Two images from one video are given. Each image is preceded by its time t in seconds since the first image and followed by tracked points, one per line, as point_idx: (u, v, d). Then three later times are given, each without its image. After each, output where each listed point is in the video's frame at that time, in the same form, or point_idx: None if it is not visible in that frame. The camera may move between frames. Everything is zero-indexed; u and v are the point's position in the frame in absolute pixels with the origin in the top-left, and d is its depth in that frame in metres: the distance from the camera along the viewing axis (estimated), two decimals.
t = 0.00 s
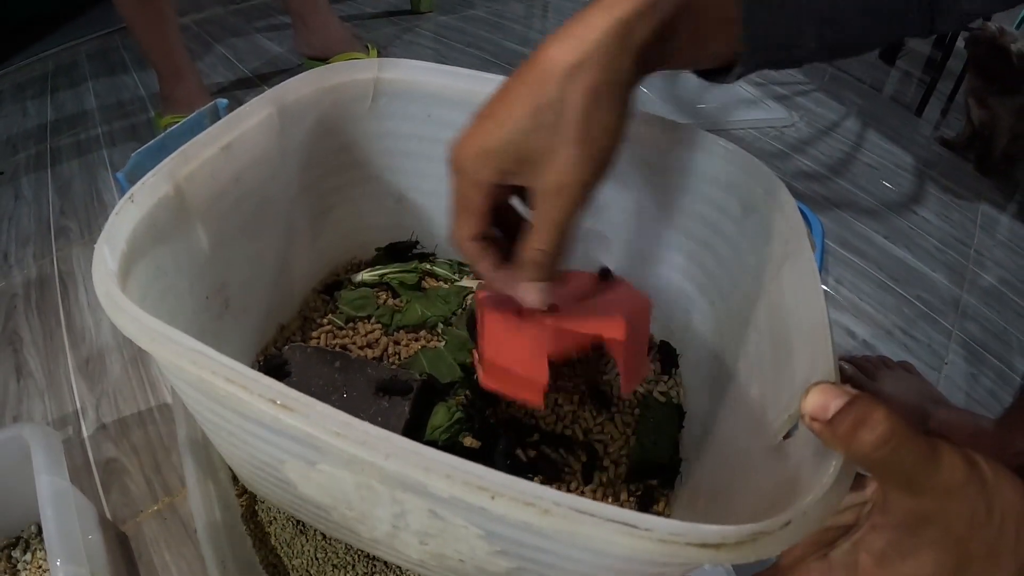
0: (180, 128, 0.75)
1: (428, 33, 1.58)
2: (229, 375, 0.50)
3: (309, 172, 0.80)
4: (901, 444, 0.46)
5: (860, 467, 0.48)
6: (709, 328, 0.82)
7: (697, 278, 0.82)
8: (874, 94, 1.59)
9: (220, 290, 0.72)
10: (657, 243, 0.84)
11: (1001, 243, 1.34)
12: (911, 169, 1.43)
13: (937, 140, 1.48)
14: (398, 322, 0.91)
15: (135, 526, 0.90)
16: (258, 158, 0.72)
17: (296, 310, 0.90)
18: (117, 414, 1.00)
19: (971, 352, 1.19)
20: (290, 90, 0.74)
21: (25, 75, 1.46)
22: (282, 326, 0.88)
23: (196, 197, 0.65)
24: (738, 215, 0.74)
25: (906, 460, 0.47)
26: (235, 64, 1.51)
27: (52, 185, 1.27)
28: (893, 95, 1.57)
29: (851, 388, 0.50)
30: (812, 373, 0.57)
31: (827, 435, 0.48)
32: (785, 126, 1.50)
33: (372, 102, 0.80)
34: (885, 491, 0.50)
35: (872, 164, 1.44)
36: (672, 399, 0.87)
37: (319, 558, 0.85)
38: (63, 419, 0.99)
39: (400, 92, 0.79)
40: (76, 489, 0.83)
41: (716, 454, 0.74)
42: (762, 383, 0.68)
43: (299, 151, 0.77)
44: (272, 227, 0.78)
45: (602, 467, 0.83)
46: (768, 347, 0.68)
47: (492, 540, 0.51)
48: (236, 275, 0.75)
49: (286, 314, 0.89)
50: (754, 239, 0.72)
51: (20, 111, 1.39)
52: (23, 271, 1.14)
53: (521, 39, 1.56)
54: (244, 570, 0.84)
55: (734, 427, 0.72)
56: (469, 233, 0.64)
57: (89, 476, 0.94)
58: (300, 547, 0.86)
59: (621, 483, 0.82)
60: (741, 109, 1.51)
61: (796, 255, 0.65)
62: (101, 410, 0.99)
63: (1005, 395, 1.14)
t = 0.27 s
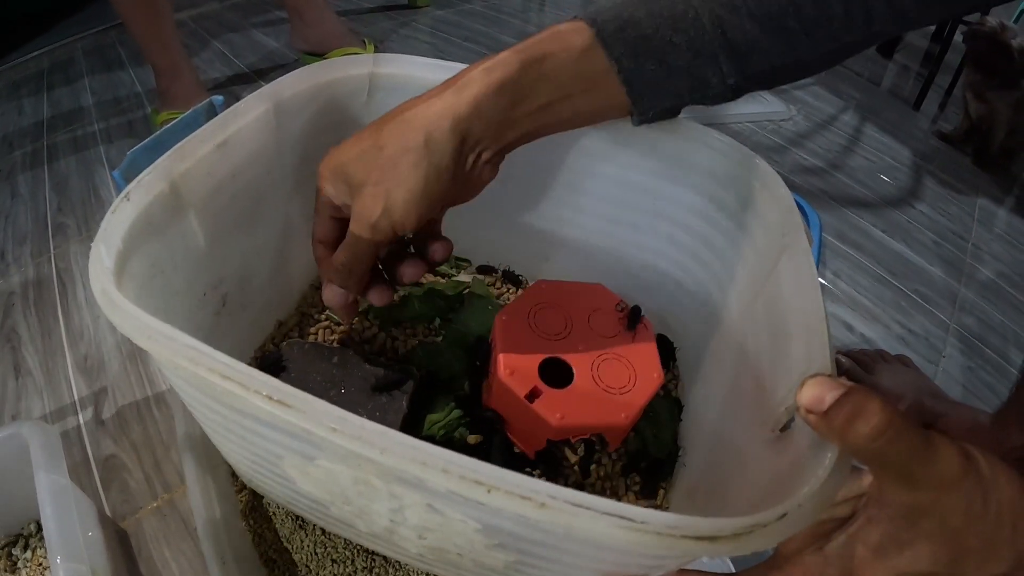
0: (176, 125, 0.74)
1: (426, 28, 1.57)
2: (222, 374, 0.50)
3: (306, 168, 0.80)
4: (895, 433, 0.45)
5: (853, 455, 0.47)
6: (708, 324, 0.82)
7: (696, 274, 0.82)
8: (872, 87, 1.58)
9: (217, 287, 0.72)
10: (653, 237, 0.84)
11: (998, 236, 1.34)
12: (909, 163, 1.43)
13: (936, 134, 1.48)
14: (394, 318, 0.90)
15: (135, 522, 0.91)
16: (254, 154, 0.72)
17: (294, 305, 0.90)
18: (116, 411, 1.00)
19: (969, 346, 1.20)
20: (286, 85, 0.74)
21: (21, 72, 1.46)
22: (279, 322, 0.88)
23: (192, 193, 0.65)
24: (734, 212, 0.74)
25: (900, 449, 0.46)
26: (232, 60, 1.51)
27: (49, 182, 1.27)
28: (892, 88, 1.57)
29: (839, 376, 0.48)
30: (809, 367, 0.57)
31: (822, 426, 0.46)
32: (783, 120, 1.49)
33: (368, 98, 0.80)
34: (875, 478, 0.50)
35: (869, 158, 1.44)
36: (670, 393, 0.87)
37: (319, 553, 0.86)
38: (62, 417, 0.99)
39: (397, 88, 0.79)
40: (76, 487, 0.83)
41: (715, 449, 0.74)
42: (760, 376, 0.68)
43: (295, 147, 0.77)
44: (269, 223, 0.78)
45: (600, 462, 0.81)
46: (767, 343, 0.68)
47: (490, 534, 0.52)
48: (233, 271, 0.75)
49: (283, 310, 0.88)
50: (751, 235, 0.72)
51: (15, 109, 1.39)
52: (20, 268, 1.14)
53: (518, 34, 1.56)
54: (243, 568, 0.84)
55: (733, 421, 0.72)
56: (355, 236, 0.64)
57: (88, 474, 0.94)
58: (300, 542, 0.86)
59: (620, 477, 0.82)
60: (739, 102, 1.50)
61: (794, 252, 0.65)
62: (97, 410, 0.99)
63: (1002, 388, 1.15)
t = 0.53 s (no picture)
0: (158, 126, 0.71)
1: (427, 16, 1.53)
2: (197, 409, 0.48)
3: (298, 169, 0.77)
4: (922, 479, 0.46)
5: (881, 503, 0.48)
6: (719, 332, 0.79)
7: (706, 280, 0.79)
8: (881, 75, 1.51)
9: (204, 297, 0.70)
10: (663, 240, 0.81)
11: (1007, 227, 1.31)
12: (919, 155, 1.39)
13: (945, 124, 1.42)
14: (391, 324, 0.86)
15: (130, 532, 0.89)
16: (241, 157, 0.69)
17: (288, 311, 0.85)
18: (111, 416, 0.97)
19: (980, 346, 1.18)
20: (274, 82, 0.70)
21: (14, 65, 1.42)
22: (272, 330, 0.84)
23: (173, 204, 0.63)
24: (748, 214, 0.71)
25: (926, 498, 0.46)
26: (230, 52, 1.47)
27: (45, 180, 1.23)
28: (897, 79, 1.47)
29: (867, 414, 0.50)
30: (834, 394, 0.56)
31: (845, 464, 0.48)
32: (792, 108, 1.44)
33: (363, 94, 0.76)
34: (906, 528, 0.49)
35: (878, 150, 1.40)
36: (679, 401, 0.84)
37: (318, 567, 0.83)
38: (57, 422, 0.96)
39: (392, 83, 0.75)
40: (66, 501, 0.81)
41: (729, 468, 0.71)
42: (776, 396, 0.66)
43: (286, 147, 0.74)
44: (259, 228, 0.75)
45: (605, 475, 0.78)
46: (785, 359, 0.65)
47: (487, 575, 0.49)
48: (222, 280, 0.72)
49: (276, 315, 0.84)
50: (767, 240, 0.69)
51: (12, 104, 1.33)
52: (13, 268, 1.11)
53: (521, 22, 1.52)
54: None
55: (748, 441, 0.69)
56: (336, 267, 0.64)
57: (83, 481, 0.92)
58: (297, 555, 0.84)
59: (625, 491, 0.79)
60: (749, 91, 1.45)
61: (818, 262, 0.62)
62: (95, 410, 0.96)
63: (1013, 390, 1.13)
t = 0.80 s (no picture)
0: (121, 119, 0.72)
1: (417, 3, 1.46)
2: (144, 449, 0.45)
3: (275, 163, 0.72)
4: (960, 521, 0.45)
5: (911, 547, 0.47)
6: (724, 335, 0.75)
7: (711, 283, 0.74)
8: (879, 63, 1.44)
9: (170, 305, 0.66)
10: (664, 241, 0.76)
11: (1006, 218, 1.27)
12: (921, 144, 1.34)
13: (946, 114, 1.37)
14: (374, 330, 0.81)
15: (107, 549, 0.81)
16: (207, 155, 0.65)
17: (267, 314, 0.81)
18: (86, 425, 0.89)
19: (986, 343, 1.13)
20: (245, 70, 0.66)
21: None
22: (249, 334, 0.79)
23: (131, 209, 0.60)
24: (759, 216, 0.67)
25: (964, 543, 0.45)
26: (216, 41, 1.40)
27: (24, 177, 1.16)
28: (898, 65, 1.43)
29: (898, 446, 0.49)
30: (859, 419, 0.54)
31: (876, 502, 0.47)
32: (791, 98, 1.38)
33: (342, 80, 0.71)
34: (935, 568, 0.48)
35: (881, 138, 1.34)
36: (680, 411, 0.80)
37: None
38: (31, 426, 0.87)
39: (374, 69, 0.71)
40: (37, 520, 0.74)
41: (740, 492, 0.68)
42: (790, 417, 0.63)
43: (260, 141, 0.70)
44: (233, 228, 0.71)
45: (603, 492, 0.74)
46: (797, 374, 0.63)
47: None
48: (192, 286, 0.69)
49: (255, 319, 0.80)
50: (780, 244, 0.65)
51: None
52: None
53: (515, 8, 1.46)
54: None
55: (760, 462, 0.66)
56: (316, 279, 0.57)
57: (58, 493, 0.84)
58: None
59: (625, 509, 0.75)
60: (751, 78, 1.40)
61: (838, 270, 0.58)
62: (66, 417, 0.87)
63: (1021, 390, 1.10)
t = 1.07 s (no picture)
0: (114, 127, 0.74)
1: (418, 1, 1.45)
2: (136, 459, 0.45)
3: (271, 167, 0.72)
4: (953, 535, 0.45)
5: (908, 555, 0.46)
6: (724, 335, 0.75)
7: (713, 283, 0.74)
8: (880, 57, 1.44)
9: (168, 312, 0.66)
10: (663, 241, 0.76)
11: (1010, 214, 1.26)
12: (923, 142, 1.33)
13: (948, 108, 1.37)
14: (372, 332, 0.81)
15: (111, 550, 0.80)
16: (202, 160, 0.65)
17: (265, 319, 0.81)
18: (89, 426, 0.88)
19: (989, 340, 1.13)
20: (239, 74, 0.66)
21: None
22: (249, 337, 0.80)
23: (125, 217, 0.60)
24: (759, 214, 0.66)
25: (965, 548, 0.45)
26: (214, 40, 1.40)
27: (25, 180, 1.16)
28: (900, 58, 1.42)
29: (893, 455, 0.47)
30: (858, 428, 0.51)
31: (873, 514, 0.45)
32: (794, 94, 1.39)
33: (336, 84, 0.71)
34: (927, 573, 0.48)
35: (883, 134, 1.34)
36: (681, 412, 0.79)
37: None
38: (34, 429, 0.87)
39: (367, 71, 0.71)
40: (40, 525, 0.73)
41: (737, 493, 0.67)
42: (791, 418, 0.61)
43: (258, 145, 0.70)
44: (229, 233, 0.71)
45: (604, 494, 0.75)
46: (797, 372, 0.61)
47: None
48: (190, 291, 0.69)
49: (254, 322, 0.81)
50: (779, 242, 0.65)
51: None
52: None
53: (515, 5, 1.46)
54: None
55: (760, 466, 0.65)
56: (324, 224, 0.53)
57: (62, 497, 0.83)
58: None
59: (625, 512, 0.74)
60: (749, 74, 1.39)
61: (834, 268, 0.58)
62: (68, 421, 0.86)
63: None
